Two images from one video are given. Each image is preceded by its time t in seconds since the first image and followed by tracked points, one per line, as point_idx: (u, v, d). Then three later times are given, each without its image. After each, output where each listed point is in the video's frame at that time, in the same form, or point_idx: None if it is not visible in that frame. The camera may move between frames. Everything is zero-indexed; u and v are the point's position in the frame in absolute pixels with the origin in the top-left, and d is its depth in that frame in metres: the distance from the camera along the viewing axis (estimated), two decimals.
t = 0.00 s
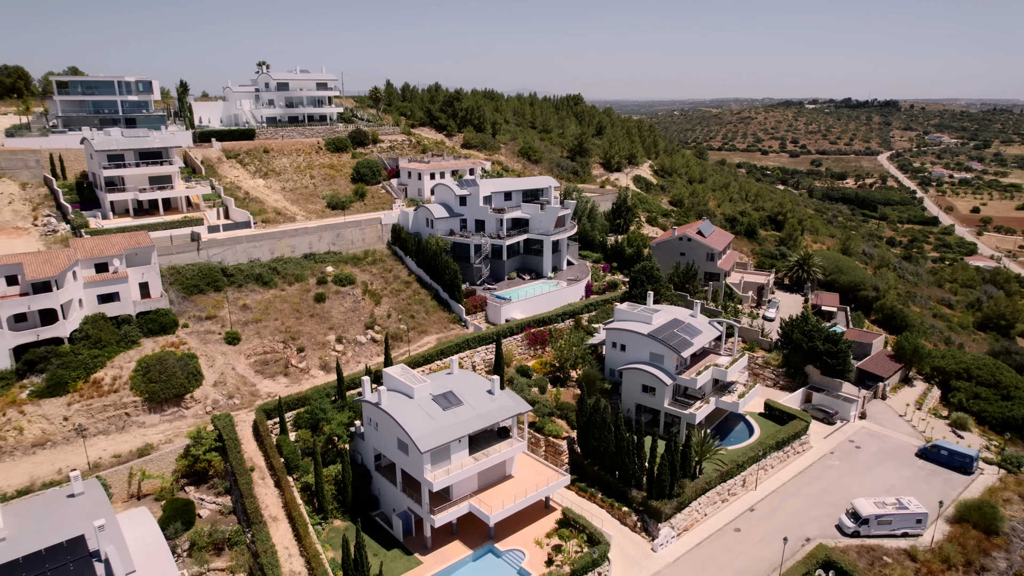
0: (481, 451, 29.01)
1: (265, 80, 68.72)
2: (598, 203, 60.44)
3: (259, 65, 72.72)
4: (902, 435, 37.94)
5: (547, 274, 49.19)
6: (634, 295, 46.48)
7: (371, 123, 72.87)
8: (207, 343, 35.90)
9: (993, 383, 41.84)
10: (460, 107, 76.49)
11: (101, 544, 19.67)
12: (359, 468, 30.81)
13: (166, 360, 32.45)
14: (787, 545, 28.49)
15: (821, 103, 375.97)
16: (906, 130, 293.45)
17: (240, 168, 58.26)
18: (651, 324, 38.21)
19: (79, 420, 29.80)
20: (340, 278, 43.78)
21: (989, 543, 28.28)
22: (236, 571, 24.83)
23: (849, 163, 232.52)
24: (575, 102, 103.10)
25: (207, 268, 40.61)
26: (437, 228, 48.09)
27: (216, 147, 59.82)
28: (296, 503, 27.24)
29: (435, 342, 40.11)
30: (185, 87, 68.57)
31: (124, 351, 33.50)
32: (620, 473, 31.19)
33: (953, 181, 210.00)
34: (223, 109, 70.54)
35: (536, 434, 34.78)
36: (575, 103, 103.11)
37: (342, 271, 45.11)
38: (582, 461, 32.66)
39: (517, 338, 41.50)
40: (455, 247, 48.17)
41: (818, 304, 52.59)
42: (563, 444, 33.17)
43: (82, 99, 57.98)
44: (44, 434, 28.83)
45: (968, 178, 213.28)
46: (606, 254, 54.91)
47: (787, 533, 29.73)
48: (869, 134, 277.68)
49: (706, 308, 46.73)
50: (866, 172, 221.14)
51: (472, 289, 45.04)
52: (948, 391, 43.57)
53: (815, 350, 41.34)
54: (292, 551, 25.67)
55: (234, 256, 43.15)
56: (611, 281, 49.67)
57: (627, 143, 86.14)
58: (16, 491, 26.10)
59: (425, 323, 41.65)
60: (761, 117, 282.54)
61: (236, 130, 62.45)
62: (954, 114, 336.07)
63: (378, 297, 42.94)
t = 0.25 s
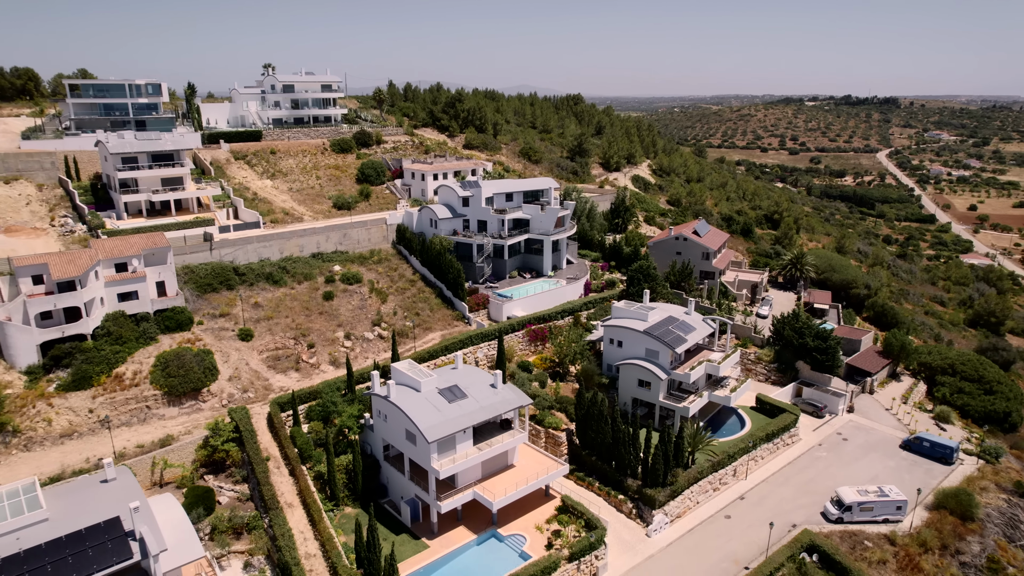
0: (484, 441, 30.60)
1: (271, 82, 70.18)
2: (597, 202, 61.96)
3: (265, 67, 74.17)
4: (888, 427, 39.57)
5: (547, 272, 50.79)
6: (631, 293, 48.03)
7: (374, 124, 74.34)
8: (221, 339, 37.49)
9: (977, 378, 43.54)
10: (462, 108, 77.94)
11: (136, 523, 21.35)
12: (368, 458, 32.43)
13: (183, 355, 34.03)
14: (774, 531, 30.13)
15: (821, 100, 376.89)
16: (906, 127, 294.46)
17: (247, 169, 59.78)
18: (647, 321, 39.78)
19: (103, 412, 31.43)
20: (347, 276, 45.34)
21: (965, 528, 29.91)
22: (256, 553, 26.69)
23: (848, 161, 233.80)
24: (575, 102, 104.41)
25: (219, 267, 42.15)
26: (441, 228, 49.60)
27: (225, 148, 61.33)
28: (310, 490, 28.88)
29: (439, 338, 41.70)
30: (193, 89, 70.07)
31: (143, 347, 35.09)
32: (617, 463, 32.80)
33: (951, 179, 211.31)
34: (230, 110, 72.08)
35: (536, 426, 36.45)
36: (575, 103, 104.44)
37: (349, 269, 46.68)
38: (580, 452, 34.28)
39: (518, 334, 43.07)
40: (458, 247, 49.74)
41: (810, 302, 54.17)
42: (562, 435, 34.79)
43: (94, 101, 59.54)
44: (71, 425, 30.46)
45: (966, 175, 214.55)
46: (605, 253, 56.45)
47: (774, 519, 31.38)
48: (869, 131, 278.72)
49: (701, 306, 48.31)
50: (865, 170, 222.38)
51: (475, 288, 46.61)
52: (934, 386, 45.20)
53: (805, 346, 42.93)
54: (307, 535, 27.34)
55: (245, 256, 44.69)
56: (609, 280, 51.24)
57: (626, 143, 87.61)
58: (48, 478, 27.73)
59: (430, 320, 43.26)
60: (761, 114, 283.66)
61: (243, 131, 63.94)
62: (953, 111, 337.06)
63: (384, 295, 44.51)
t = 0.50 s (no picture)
0: (487, 434, 32.23)
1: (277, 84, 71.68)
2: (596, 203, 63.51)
3: (271, 70, 75.65)
4: (875, 421, 41.22)
5: (547, 272, 52.41)
6: (628, 292, 49.62)
7: (378, 125, 75.82)
8: (235, 336, 39.09)
9: (961, 374, 45.19)
10: (463, 110, 79.41)
11: (167, 509, 23.35)
12: (377, 450, 34.03)
13: (199, 352, 35.65)
14: (762, 519, 31.79)
15: (820, 97, 377.56)
16: (905, 124, 295.61)
17: (255, 171, 61.31)
18: (643, 319, 41.39)
19: (125, 406, 33.04)
20: (354, 276, 46.91)
21: (943, 516, 31.57)
22: (273, 538, 28.38)
23: (847, 159, 235.12)
24: (575, 102, 105.83)
25: (231, 266, 43.72)
26: (444, 229, 51.18)
27: (232, 150, 62.83)
28: (323, 479, 30.53)
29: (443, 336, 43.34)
30: (200, 91, 71.57)
31: (161, 344, 36.68)
32: (613, 455, 34.40)
33: (948, 176, 212.69)
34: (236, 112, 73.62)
35: (536, 420, 38.13)
36: (575, 103, 105.83)
37: (356, 269, 48.27)
38: (578, 444, 35.92)
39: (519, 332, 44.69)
40: (460, 247, 51.33)
41: (803, 300, 55.78)
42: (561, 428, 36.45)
43: (105, 105, 61.11)
44: (95, 418, 32.06)
45: (964, 173, 215.83)
46: (603, 253, 58.01)
47: (762, 508, 33.04)
48: (868, 129, 279.81)
49: (696, 304, 49.84)
50: (863, 168, 223.72)
51: (477, 287, 48.21)
52: (920, 381, 46.85)
53: (796, 343, 44.55)
54: (321, 521, 28.99)
55: (255, 256, 46.25)
56: (607, 280, 52.89)
57: (625, 144, 89.09)
58: (76, 468, 29.36)
59: (434, 319, 44.91)
60: (760, 112, 284.81)
61: (250, 133, 65.44)
62: (953, 109, 338.04)
63: (390, 294, 46.12)
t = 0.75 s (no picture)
0: (490, 427, 33.87)
1: (282, 87, 73.22)
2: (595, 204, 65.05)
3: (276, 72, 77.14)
4: (862, 416, 42.87)
5: (546, 271, 54.02)
6: (626, 290, 51.20)
7: (381, 127, 77.30)
8: (247, 334, 40.71)
9: (947, 370, 46.87)
10: (465, 112, 80.91)
11: (191, 495, 25.05)
12: (384, 442, 35.67)
13: (214, 349, 37.26)
14: (751, 508, 33.46)
15: (820, 95, 378.26)
16: (904, 122, 296.72)
17: (262, 172, 62.86)
18: (639, 318, 42.98)
19: (145, 401, 34.68)
20: (360, 276, 48.51)
21: (923, 504, 33.23)
22: (288, 525, 30.09)
23: (845, 157, 236.40)
24: (575, 103, 107.21)
25: (242, 266, 45.31)
26: (447, 229, 52.74)
27: (240, 152, 64.36)
28: (334, 470, 32.20)
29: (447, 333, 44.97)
30: (207, 93, 73.09)
31: (177, 341, 38.30)
32: (610, 447, 36.03)
33: (946, 175, 214.04)
34: (243, 114, 75.20)
35: (537, 414, 39.79)
36: (574, 103, 107.21)
37: (362, 269, 49.85)
38: (577, 437, 37.56)
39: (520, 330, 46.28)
40: (463, 247, 52.92)
41: (796, 299, 57.34)
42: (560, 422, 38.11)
43: (116, 108, 62.69)
44: (117, 412, 33.71)
45: (962, 171, 217.12)
46: (602, 253, 59.59)
47: (752, 498, 34.70)
48: (867, 127, 280.90)
49: (691, 303, 51.43)
50: (862, 166, 224.97)
51: (480, 286, 49.81)
52: (907, 377, 48.52)
53: (787, 341, 46.15)
54: (333, 509, 30.66)
55: (265, 256, 47.84)
56: (604, 279, 54.53)
57: (624, 144, 90.57)
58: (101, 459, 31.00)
59: (438, 317, 46.53)
60: (759, 110, 285.92)
61: (257, 136, 66.95)
62: (952, 106, 338.94)
63: (395, 293, 47.74)
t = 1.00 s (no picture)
0: (493, 420, 35.47)
1: (288, 89, 74.71)
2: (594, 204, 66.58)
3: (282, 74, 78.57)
4: (851, 410, 44.50)
5: (547, 271, 55.62)
6: (623, 289, 52.80)
7: (384, 128, 78.76)
8: (259, 331, 42.29)
9: (933, 366, 48.47)
10: (467, 113, 82.37)
11: (214, 483, 26.60)
12: (391, 435, 37.29)
13: (228, 346, 38.84)
14: (741, 497, 35.11)
15: (820, 92, 378.96)
16: (903, 120, 297.80)
17: (269, 174, 64.37)
18: (636, 315, 44.54)
19: (163, 395, 36.28)
20: (367, 275, 50.08)
21: (905, 494, 34.89)
22: (302, 513, 31.81)
23: (844, 155, 237.70)
24: (575, 103, 108.58)
25: (253, 266, 46.88)
26: (451, 230, 54.28)
27: (247, 154, 65.85)
28: (345, 460, 33.83)
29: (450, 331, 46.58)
30: (214, 95, 74.56)
31: (192, 338, 39.88)
32: (607, 440, 37.63)
33: (944, 172, 215.41)
34: (249, 115, 76.73)
35: (537, 408, 41.43)
36: (574, 104, 108.58)
37: (368, 268, 51.42)
38: (576, 430, 39.18)
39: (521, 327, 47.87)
40: (466, 247, 54.48)
41: (789, 297, 58.95)
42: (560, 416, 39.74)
43: (126, 110, 64.22)
44: (137, 406, 35.27)
45: (960, 169, 218.40)
46: (601, 252, 61.14)
47: (742, 488, 36.34)
48: (866, 124, 282.00)
49: (687, 301, 53.02)
50: (860, 164, 226.25)
51: (482, 285, 51.38)
52: (896, 373, 50.17)
53: (779, 338, 47.74)
54: (344, 498, 32.30)
55: (275, 256, 49.40)
56: (602, 279, 56.20)
57: (623, 144, 92.02)
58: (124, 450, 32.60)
59: (442, 315, 48.14)
60: (759, 108, 286.95)
61: (263, 137, 68.42)
62: (952, 104, 339.81)
63: (401, 292, 49.34)
